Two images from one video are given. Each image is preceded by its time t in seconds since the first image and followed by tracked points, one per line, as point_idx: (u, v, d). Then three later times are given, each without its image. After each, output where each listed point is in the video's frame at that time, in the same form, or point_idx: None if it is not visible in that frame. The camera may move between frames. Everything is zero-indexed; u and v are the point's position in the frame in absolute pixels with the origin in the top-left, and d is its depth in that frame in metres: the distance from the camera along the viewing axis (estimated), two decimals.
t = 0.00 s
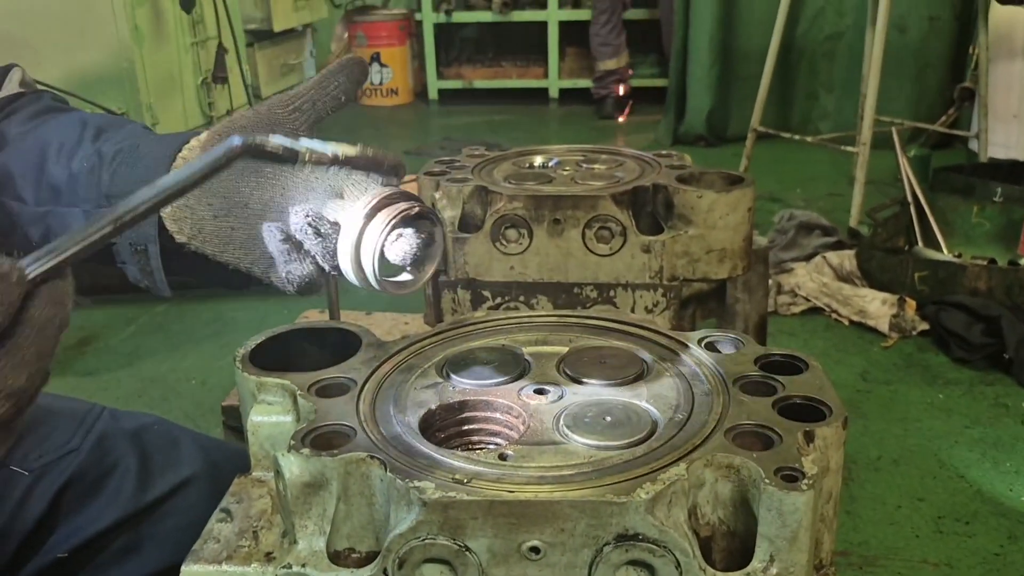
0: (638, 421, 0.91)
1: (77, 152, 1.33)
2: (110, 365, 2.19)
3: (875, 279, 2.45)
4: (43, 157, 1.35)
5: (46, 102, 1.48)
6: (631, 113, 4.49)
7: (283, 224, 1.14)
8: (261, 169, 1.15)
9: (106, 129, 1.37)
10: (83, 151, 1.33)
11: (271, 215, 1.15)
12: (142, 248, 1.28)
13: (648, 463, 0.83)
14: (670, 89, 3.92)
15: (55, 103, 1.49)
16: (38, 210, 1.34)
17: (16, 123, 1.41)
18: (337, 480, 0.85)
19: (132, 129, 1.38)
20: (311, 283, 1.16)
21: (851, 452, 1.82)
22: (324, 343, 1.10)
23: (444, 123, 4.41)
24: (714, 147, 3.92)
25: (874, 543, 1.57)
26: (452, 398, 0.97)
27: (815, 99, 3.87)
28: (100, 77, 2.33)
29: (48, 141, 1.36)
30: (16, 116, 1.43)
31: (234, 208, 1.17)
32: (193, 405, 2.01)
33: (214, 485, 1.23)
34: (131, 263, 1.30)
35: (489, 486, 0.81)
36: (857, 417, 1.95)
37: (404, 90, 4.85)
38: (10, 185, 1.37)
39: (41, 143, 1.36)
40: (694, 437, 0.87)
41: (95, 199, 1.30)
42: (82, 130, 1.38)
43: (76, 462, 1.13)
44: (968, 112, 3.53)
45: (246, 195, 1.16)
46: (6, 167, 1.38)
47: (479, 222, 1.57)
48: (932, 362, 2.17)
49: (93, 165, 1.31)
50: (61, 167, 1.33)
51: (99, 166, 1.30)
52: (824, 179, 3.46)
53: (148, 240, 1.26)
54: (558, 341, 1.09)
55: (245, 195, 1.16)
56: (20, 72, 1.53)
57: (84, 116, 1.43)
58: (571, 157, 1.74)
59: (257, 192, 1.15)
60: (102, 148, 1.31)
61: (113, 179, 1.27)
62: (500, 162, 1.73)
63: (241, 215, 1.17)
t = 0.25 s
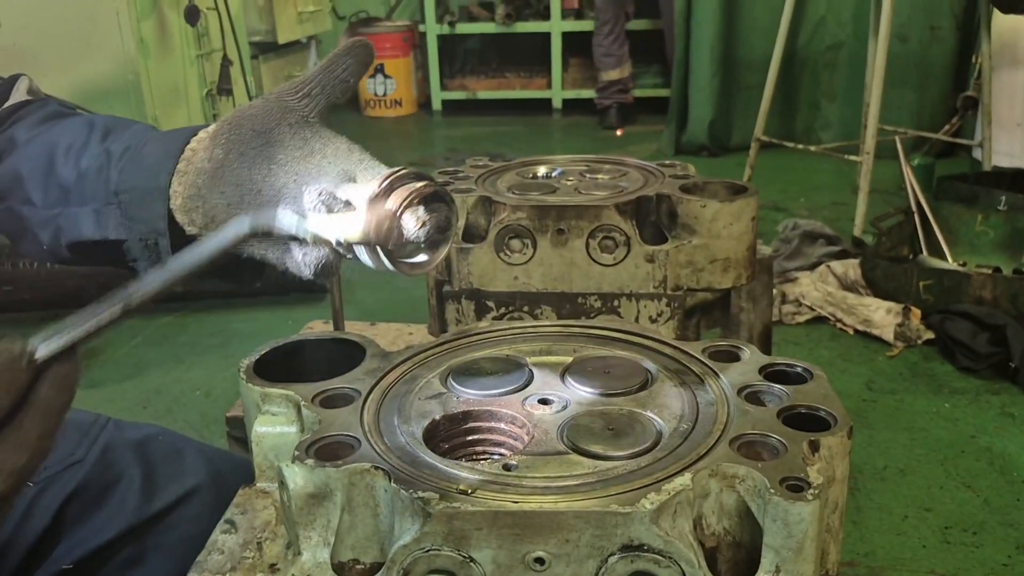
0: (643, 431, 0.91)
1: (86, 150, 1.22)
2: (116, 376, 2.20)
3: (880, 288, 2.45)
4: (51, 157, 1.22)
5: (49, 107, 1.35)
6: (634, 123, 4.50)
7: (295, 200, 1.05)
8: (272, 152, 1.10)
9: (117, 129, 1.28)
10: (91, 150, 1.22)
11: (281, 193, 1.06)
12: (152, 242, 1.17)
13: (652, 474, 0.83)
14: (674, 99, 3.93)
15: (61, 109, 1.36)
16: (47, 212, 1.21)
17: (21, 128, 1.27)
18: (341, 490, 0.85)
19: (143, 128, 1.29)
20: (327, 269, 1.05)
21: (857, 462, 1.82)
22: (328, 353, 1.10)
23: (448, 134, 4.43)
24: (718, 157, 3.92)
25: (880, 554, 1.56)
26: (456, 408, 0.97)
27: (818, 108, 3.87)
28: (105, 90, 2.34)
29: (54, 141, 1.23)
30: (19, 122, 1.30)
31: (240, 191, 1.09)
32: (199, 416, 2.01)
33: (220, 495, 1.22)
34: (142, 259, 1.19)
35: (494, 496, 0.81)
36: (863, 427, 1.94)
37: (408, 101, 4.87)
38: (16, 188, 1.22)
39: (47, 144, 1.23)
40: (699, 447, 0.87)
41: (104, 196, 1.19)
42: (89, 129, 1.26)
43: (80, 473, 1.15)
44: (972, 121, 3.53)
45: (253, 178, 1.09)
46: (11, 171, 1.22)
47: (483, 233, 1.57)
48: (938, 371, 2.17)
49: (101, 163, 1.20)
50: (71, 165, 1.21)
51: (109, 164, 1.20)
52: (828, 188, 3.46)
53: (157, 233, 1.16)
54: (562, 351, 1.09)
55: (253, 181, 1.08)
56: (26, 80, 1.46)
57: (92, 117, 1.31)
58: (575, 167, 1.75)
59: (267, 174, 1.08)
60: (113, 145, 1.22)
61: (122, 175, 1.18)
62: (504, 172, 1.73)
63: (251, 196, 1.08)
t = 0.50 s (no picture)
0: (647, 438, 0.90)
1: (85, 157, 1.21)
2: (119, 384, 2.20)
3: (884, 295, 2.45)
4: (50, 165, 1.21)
5: (48, 121, 1.35)
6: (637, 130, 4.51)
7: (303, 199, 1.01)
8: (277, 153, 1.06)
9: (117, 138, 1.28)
10: (89, 157, 1.21)
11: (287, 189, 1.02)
12: (148, 244, 1.15)
13: (656, 480, 0.83)
14: (676, 106, 3.93)
15: (60, 122, 1.36)
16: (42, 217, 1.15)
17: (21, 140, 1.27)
18: (344, 498, 0.85)
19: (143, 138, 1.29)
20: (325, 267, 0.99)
21: (861, 469, 1.81)
22: (330, 360, 1.10)
23: (451, 141, 4.43)
24: (720, 163, 3.92)
25: (885, 561, 1.56)
26: (460, 415, 0.97)
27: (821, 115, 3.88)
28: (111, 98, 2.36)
29: (55, 149, 1.23)
30: (21, 132, 1.31)
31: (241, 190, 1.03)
32: (202, 423, 2.01)
33: (222, 503, 1.23)
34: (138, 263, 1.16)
35: (497, 503, 0.81)
36: (867, 433, 1.94)
37: (411, 108, 4.88)
38: (14, 196, 1.19)
39: (47, 152, 1.23)
40: (703, 453, 0.87)
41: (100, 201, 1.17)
42: (89, 139, 1.26)
43: (83, 481, 1.13)
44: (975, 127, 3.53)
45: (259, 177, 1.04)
46: (9, 179, 1.21)
47: (486, 239, 1.57)
48: (943, 377, 2.16)
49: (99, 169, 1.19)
50: (69, 171, 1.19)
51: (107, 169, 1.19)
52: (831, 194, 3.46)
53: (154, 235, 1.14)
54: (565, 358, 1.09)
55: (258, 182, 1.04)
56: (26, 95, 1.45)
57: (93, 129, 1.32)
58: (578, 174, 1.75)
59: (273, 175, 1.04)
60: (113, 151, 1.22)
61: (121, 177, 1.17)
62: (506, 179, 1.74)
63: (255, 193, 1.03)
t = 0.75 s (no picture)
0: (649, 441, 0.90)
1: (86, 152, 1.22)
2: (122, 388, 2.20)
3: (886, 297, 2.44)
4: (51, 162, 1.22)
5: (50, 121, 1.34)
6: (639, 133, 4.51)
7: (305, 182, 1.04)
8: (280, 144, 1.09)
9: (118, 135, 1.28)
10: (90, 154, 1.21)
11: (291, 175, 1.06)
12: (149, 237, 1.15)
13: (658, 484, 0.83)
14: (678, 108, 3.93)
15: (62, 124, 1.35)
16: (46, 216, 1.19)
17: (22, 140, 1.26)
18: (346, 502, 0.85)
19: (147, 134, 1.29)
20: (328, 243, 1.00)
21: (864, 472, 1.81)
22: (334, 364, 1.10)
23: (453, 144, 4.44)
24: (722, 166, 3.92)
25: (889, 564, 1.55)
26: (462, 419, 0.97)
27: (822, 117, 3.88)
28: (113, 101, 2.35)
29: (55, 148, 1.23)
30: (23, 133, 1.30)
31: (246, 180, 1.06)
32: (205, 426, 2.01)
33: (226, 507, 1.22)
34: (139, 257, 1.16)
35: (500, 507, 0.81)
36: (870, 437, 1.93)
37: (413, 112, 4.88)
38: (14, 197, 1.20)
39: (47, 150, 1.23)
40: (706, 456, 0.87)
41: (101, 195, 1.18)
42: (90, 138, 1.26)
43: (85, 485, 1.15)
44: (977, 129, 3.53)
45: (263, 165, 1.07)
46: (9, 178, 1.21)
47: (488, 243, 1.58)
48: (946, 380, 2.16)
49: (101, 165, 1.20)
50: (70, 168, 1.21)
51: (109, 165, 1.19)
52: (834, 197, 3.45)
53: (154, 226, 1.14)
54: (568, 361, 1.09)
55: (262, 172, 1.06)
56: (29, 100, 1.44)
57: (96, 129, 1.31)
58: (580, 177, 1.75)
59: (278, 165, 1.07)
60: (114, 146, 1.22)
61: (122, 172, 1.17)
62: (508, 182, 1.74)
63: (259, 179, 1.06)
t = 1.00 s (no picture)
0: (653, 442, 0.90)
1: (82, 148, 1.24)
2: (126, 389, 2.20)
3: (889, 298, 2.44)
4: (47, 158, 1.24)
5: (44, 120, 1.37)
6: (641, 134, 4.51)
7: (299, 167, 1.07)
8: (273, 135, 1.13)
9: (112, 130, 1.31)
10: (86, 149, 1.24)
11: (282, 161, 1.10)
12: (146, 229, 1.19)
13: (663, 485, 0.83)
14: (680, 109, 3.93)
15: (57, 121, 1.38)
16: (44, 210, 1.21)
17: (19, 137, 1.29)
18: (350, 503, 0.85)
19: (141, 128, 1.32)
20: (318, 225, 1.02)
21: (868, 473, 1.81)
22: (337, 365, 1.10)
23: (456, 146, 4.44)
24: (725, 167, 3.92)
25: (893, 565, 1.55)
26: (466, 420, 0.97)
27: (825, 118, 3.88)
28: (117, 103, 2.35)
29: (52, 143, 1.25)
30: (18, 132, 1.32)
31: (243, 167, 1.11)
32: (208, 428, 2.01)
33: (228, 506, 1.22)
34: (137, 249, 1.21)
35: (504, 508, 0.81)
36: (874, 438, 1.93)
37: (415, 113, 4.88)
38: (10, 191, 1.22)
39: (43, 148, 1.25)
40: (710, 457, 0.87)
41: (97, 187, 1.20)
42: (86, 133, 1.28)
43: (88, 486, 1.17)
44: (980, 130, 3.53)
45: (260, 153, 1.11)
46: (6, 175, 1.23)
47: (491, 244, 1.58)
48: (949, 381, 2.16)
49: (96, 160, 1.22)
50: (67, 163, 1.23)
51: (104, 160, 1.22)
52: (836, 198, 3.45)
53: (152, 218, 1.18)
54: (571, 362, 1.09)
55: (259, 162, 1.11)
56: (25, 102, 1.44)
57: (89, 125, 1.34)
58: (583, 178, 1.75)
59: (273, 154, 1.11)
60: (110, 141, 1.24)
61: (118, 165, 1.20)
62: (511, 184, 1.74)
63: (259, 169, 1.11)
